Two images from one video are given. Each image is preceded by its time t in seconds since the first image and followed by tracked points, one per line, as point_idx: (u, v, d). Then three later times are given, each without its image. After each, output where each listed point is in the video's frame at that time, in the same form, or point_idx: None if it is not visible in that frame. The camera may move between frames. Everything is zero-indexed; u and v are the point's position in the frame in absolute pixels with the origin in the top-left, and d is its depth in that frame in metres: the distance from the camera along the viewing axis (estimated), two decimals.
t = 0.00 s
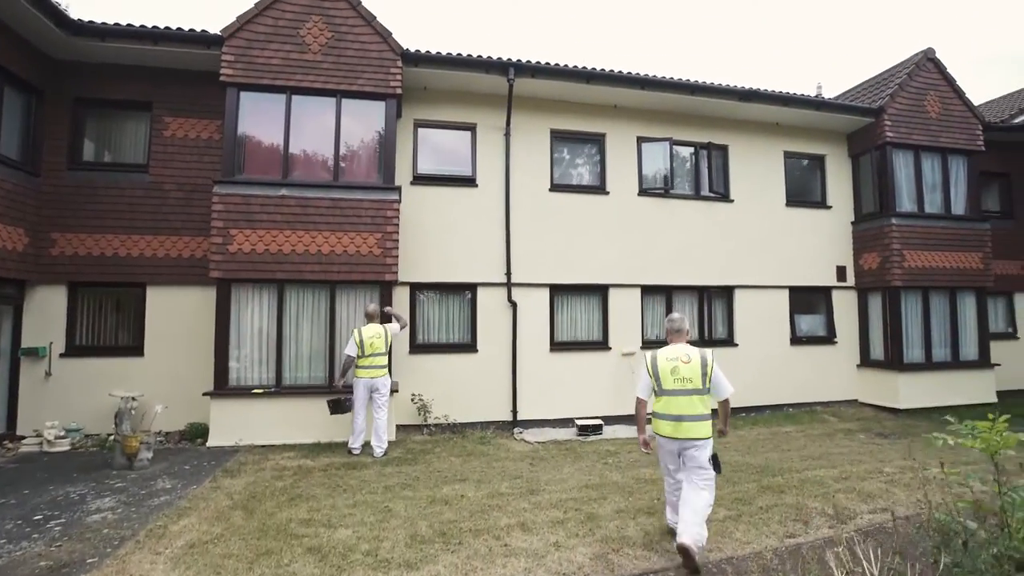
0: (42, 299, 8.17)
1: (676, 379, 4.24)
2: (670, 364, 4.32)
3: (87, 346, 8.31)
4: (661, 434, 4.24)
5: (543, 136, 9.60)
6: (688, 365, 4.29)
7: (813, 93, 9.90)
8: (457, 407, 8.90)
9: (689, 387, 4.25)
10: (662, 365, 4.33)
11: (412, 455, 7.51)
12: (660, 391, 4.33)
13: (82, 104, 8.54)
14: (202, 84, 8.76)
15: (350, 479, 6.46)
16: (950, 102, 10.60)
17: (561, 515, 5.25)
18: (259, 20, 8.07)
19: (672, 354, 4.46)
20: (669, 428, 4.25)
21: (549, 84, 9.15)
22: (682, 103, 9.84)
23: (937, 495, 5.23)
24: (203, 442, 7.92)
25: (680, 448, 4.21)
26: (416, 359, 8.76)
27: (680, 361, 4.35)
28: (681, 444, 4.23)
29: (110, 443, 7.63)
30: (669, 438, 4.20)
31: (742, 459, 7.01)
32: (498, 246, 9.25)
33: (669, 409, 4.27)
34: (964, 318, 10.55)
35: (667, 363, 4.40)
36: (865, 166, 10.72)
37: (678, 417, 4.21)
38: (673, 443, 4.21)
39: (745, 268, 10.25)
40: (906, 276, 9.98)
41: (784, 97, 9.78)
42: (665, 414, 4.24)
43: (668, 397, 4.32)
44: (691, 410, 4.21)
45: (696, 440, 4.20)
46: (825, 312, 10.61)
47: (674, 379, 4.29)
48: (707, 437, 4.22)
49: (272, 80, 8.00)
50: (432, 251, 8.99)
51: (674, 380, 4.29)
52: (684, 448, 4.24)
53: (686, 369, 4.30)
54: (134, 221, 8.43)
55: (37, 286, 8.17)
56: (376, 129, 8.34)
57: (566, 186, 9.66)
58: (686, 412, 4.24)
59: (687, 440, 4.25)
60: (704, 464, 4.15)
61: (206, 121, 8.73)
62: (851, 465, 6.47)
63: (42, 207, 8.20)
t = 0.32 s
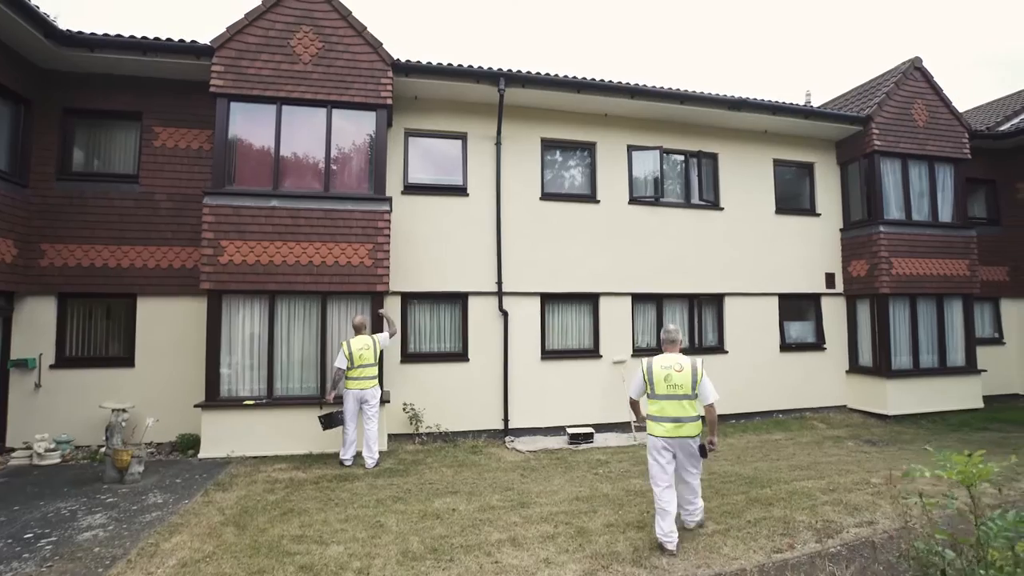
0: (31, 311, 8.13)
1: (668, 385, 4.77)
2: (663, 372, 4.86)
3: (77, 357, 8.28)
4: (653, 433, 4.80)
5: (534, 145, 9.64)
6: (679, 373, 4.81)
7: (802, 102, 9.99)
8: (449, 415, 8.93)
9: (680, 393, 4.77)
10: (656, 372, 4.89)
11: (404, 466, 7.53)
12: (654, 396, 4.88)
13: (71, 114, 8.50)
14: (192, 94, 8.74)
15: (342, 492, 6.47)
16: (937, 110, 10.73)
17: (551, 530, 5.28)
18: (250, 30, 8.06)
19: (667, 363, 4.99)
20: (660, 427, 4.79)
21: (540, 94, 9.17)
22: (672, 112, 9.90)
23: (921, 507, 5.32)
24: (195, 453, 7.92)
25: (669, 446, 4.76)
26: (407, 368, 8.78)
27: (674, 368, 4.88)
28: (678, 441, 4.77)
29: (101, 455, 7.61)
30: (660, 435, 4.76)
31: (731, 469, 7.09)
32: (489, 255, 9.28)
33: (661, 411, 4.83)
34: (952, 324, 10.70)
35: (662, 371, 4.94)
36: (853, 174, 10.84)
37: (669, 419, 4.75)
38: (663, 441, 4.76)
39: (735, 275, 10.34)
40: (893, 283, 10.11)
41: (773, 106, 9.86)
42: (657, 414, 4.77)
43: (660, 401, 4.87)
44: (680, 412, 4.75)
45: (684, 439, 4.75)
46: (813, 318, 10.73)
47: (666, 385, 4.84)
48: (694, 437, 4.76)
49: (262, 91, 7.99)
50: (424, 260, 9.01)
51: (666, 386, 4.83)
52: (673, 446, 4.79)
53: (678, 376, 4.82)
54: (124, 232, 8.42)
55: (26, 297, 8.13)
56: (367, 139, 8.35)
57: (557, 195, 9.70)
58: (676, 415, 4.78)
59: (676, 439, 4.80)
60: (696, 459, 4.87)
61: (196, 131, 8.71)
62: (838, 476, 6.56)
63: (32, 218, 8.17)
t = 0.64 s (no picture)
0: (29, 321, 8.14)
1: (676, 399, 5.16)
2: (671, 387, 5.24)
3: (75, 367, 8.30)
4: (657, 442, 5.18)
5: (531, 153, 9.67)
6: (686, 389, 5.21)
7: (798, 111, 10.04)
8: (446, 424, 8.97)
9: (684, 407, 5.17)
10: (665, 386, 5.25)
11: (402, 475, 7.56)
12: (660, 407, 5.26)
13: (68, 124, 8.51)
14: (189, 104, 8.76)
15: (341, 503, 6.50)
16: (931, 117, 10.80)
17: (549, 543, 5.33)
18: (247, 41, 8.07)
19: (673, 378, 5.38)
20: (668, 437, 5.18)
21: (537, 102, 9.20)
22: (668, 120, 9.95)
23: (914, 519, 5.38)
24: (193, 463, 7.94)
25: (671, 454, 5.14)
26: (405, 377, 8.81)
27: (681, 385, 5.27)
28: (679, 448, 5.12)
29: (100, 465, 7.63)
30: (661, 441, 5.15)
31: (727, 478, 7.15)
32: (487, 264, 9.31)
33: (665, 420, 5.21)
34: (946, 331, 10.79)
35: (669, 385, 5.31)
36: (848, 181, 10.90)
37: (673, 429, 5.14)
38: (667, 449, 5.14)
39: (731, 282, 10.39)
40: (889, 289, 10.16)
41: (768, 113, 9.90)
42: (659, 421, 5.16)
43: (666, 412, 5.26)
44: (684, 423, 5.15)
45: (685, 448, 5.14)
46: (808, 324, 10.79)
47: (673, 399, 5.21)
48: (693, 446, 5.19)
49: (260, 101, 8.01)
50: (421, 269, 9.04)
51: (673, 399, 5.21)
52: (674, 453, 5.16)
53: (685, 391, 5.21)
54: (122, 242, 8.43)
55: (24, 308, 8.14)
56: (364, 148, 8.38)
57: (554, 203, 9.74)
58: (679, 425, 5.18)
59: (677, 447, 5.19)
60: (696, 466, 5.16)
61: (193, 140, 8.73)
62: (833, 486, 6.61)
63: (30, 228, 8.19)
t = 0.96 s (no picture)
0: (34, 330, 8.19)
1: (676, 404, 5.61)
2: (670, 392, 5.71)
3: (79, 375, 8.35)
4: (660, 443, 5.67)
5: (532, 161, 9.72)
6: (684, 393, 5.69)
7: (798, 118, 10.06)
8: (448, 431, 9.02)
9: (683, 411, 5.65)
10: (664, 391, 5.71)
11: (405, 484, 7.61)
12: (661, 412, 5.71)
13: (73, 134, 8.57)
14: (192, 114, 8.81)
15: (344, 513, 6.55)
16: (931, 124, 10.83)
17: (551, 555, 5.38)
18: (250, 51, 8.13)
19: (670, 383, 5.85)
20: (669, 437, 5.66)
21: (538, 111, 9.25)
22: (669, 128, 9.99)
23: (913, 532, 5.42)
24: (197, 471, 8.00)
25: (673, 453, 5.60)
26: (407, 384, 8.86)
27: (679, 389, 5.75)
28: (675, 450, 5.63)
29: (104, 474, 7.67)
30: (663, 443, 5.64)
31: (727, 487, 7.19)
32: (488, 272, 9.36)
33: (666, 424, 5.67)
34: (946, 337, 10.83)
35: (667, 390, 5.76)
36: (849, 187, 10.93)
37: (673, 430, 5.62)
38: (670, 448, 5.62)
39: (732, 289, 10.42)
40: (889, 296, 10.21)
41: (769, 121, 9.93)
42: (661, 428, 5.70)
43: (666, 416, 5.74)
44: (684, 425, 5.62)
45: (686, 447, 5.59)
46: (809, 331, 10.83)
47: (673, 403, 5.66)
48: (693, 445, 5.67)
49: (263, 112, 8.06)
50: (423, 278, 9.09)
51: (672, 403, 5.66)
52: (676, 453, 5.62)
53: (683, 396, 5.69)
54: (126, 251, 8.49)
55: (28, 317, 8.18)
56: (366, 158, 8.42)
57: (555, 210, 9.79)
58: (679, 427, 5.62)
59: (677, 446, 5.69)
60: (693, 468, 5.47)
61: (196, 150, 8.78)
62: (833, 496, 6.65)
63: (35, 238, 8.24)
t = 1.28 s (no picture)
0: (39, 339, 8.24)
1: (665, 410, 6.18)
2: (660, 400, 6.25)
3: (85, 383, 8.42)
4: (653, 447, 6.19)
5: (534, 169, 9.77)
6: (673, 400, 6.25)
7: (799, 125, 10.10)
8: (450, 438, 9.07)
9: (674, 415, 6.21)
10: (655, 399, 6.28)
11: (408, 492, 7.66)
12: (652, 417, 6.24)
13: (78, 143, 8.63)
14: (196, 124, 8.87)
15: (347, 521, 6.60)
16: (932, 130, 10.87)
17: (553, 565, 5.43)
18: (254, 61, 8.19)
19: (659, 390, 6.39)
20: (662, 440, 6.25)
21: (539, 119, 9.31)
22: (669, 135, 10.04)
23: (912, 542, 5.47)
24: (201, 479, 8.06)
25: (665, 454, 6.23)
26: (409, 392, 8.92)
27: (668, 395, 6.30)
28: (667, 451, 6.29)
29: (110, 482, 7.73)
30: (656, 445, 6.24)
31: (727, 495, 7.23)
32: (490, 279, 9.41)
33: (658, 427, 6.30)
34: (946, 342, 10.86)
35: (658, 398, 6.30)
36: (849, 194, 10.97)
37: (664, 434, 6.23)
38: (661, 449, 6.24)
39: (733, 295, 10.46)
40: (889, 303, 10.24)
41: (771, 128, 9.96)
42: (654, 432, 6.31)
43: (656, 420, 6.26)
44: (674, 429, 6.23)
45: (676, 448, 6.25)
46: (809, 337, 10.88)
47: (663, 409, 6.23)
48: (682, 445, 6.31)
49: (267, 121, 8.12)
50: (425, 286, 9.14)
51: (663, 410, 6.24)
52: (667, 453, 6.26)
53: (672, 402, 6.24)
54: (131, 260, 8.56)
55: (34, 325, 8.24)
56: (368, 166, 8.47)
57: (556, 218, 9.84)
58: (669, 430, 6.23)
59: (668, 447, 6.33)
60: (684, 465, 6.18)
61: (200, 159, 8.85)
62: (832, 504, 6.69)
63: (40, 247, 8.30)
